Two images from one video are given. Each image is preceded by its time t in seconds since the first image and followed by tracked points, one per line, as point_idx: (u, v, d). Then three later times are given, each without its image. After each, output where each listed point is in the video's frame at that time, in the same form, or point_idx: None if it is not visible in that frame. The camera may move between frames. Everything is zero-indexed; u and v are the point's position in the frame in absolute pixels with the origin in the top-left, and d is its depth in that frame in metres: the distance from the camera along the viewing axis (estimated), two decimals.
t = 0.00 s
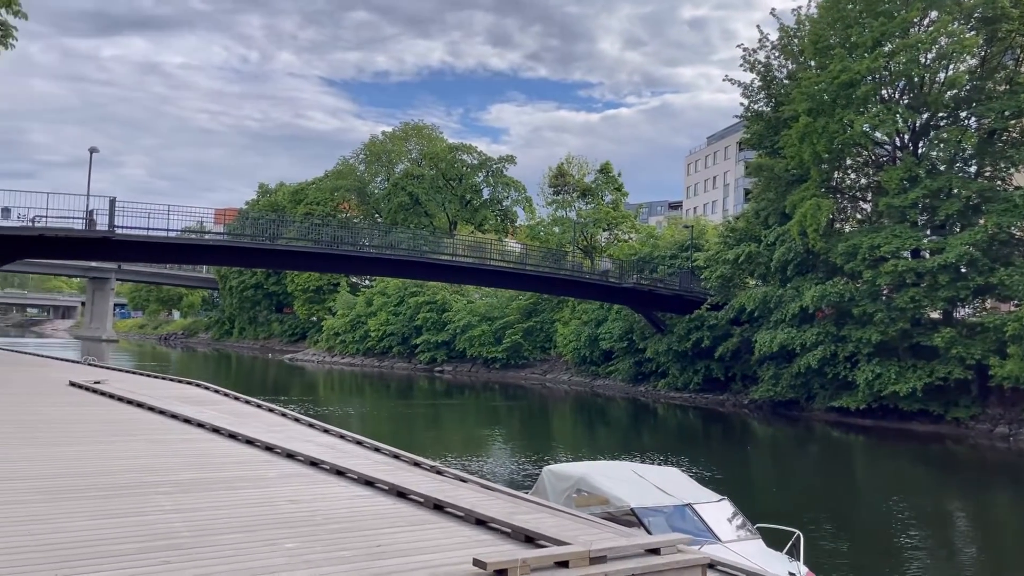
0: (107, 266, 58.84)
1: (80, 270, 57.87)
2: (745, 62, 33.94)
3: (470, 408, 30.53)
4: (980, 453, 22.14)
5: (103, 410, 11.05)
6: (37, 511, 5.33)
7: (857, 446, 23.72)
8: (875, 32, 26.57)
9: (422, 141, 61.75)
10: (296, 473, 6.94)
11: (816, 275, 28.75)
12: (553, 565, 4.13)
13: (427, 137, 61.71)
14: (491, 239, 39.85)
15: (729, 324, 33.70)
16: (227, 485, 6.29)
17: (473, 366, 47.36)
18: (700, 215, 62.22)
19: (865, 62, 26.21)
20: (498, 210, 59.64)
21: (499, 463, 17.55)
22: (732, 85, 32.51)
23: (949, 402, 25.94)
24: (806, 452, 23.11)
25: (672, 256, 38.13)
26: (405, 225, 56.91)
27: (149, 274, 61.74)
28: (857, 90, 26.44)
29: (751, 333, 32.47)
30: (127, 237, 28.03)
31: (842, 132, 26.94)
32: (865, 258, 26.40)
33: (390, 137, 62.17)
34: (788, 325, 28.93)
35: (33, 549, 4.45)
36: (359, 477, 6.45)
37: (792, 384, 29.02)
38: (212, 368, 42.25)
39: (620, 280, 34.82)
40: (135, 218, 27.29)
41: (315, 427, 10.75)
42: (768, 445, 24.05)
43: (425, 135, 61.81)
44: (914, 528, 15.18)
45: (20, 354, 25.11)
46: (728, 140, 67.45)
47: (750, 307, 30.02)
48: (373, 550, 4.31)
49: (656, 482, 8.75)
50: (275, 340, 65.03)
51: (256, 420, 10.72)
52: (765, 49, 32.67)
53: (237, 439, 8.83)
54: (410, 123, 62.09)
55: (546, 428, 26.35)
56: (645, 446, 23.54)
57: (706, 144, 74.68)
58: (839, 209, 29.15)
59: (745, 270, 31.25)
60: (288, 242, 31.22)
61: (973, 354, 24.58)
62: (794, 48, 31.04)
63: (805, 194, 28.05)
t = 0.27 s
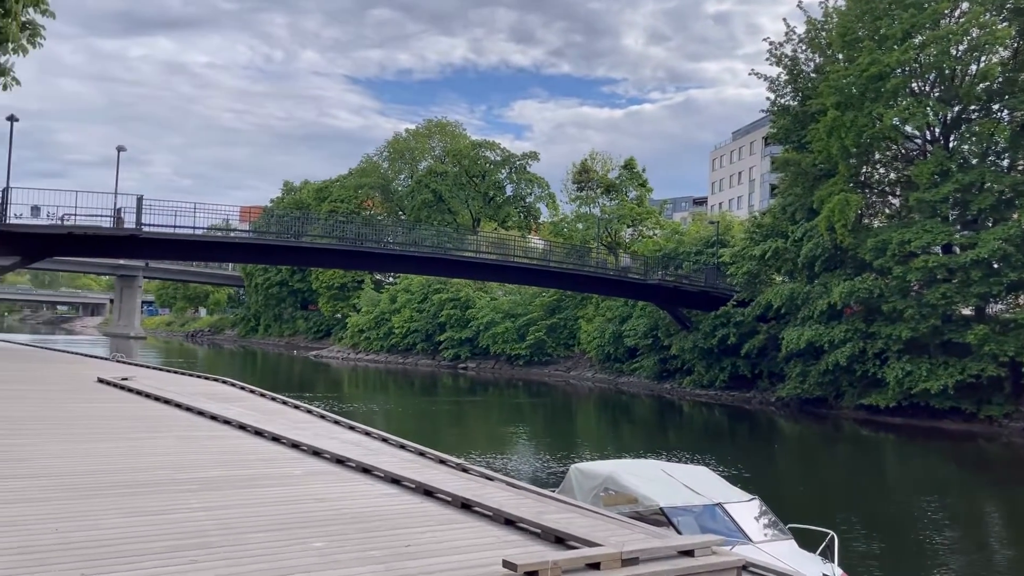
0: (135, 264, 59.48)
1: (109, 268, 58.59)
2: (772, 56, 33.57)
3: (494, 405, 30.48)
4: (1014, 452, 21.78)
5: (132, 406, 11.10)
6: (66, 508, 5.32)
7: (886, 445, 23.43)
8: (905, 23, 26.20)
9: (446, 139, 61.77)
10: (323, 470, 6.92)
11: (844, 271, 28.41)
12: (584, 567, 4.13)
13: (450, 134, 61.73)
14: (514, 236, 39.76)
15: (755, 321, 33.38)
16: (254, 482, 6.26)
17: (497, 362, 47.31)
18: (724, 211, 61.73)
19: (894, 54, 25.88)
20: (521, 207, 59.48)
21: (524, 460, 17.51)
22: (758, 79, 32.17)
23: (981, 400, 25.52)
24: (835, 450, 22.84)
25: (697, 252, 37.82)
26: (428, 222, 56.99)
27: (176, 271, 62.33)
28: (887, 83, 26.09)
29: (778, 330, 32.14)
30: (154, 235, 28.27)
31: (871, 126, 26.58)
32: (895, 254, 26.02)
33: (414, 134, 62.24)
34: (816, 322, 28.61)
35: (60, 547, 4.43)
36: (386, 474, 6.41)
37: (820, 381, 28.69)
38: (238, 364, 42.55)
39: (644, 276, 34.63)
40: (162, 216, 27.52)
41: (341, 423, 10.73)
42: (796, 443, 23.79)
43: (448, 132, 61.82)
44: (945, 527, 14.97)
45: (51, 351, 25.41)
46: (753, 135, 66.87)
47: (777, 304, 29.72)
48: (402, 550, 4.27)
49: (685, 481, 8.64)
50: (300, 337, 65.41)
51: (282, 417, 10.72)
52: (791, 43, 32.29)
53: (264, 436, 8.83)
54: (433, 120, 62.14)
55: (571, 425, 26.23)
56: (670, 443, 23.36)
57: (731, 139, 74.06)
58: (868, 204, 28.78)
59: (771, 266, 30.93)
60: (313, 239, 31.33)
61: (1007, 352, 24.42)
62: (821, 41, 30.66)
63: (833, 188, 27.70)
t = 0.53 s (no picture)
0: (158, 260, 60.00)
1: (133, 264, 59.15)
2: (795, 50, 33.24)
3: (514, 402, 30.43)
4: None
5: (155, 402, 11.15)
6: (90, 506, 5.32)
7: (912, 443, 23.17)
8: (932, 16, 25.90)
9: (466, 135, 61.77)
10: (344, 468, 6.90)
11: (869, 267, 28.09)
12: (610, 569, 4.17)
13: (471, 131, 61.68)
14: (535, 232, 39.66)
15: (778, 317, 33.12)
16: (276, 480, 6.25)
17: (517, 359, 47.26)
18: (746, 207, 61.30)
19: (921, 47, 25.58)
20: (541, 203, 59.37)
21: (545, 457, 17.48)
22: (781, 73, 31.85)
23: (1010, 398, 25.16)
24: (859, 448, 22.60)
25: (719, 248, 37.56)
26: (448, 218, 57.04)
27: (199, 268, 62.78)
28: (913, 76, 25.79)
29: (801, 327, 31.83)
30: (177, 232, 28.46)
31: (897, 120, 26.26)
32: (920, 250, 25.67)
33: (434, 130, 62.25)
34: (840, 318, 28.32)
35: (83, 546, 4.42)
36: (407, 473, 6.37)
37: (844, 378, 28.43)
38: (260, 360, 42.81)
39: (666, 273, 34.46)
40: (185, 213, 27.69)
41: (362, 420, 10.72)
42: (819, 441, 23.56)
43: (468, 128, 61.76)
44: (970, 527, 14.77)
45: (76, 347, 25.66)
46: (775, 130, 66.33)
47: (800, 300, 29.45)
48: (424, 551, 4.25)
49: (710, 480, 8.55)
50: (321, 333, 65.73)
51: (303, 414, 10.73)
52: (815, 37, 31.95)
53: (285, 433, 8.82)
54: (454, 117, 62.14)
55: (591, 422, 26.15)
56: (692, 441, 23.21)
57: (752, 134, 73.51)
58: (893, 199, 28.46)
59: (795, 262, 30.63)
60: (334, 236, 31.41)
61: None
62: (846, 35, 30.33)
63: (858, 184, 27.39)
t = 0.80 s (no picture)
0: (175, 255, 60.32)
1: (150, 259, 59.52)
2: (814, 43, 32.93)
3: (529, 397, 30.39)
4: None
5: (171, 396, 11.16)
6: (106, 501, 5.30)
7: (932, 440, 22.97)
8: (954, 8, 25.64)
9: (481, 130, 61.67)
10: (359, 463, 6.87)
11: (888, 262, 27.83)
12: (629, 568, 4.14)
13: (486, 125, 61.61)
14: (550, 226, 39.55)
15: (796, 313, 32.89)
16: (292, 475, 6.22)
17: (532, 354, 47.19)
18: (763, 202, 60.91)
19: (942, 40, 25.34)
20: (557, 198, 59.22)
21: (560, 453, 17.43)
22: (799, 66, 31.55)
23: None
24: (879, 445, 22.42)
25: (736, 244, 37.32)
26: (463, 213, 57.01)
27: (215, 262, 63.07)
28: (934, 69, 25.52)
29: (819, 322, 31.59)
30: (194, 226, 28.58)
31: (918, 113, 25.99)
32: (941, 245, 25.39)
33: (449, 125, 62.16)
34: (859, 314, 28.09)
35: (98, 542, 4.39)
36: (423, 469, 6.34)
37: (862, 374, 28.19)
38: (275, 355, 42.98)
39: (682, 267, 34.28)
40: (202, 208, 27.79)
41: (377, 415, 10.69)
42: (837, 438, 23.37)
43: (484, 123, 61.70)
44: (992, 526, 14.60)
45: (94, 341, 25.83)
46: (793, 125, 65.82)
47: (818, 295, 29.21)
48: (440, 549, 4.23)
49: (729, 478, 8.46)
50: (337, 328, 65.93)
51: (318, 409, 10.71)
52: (834, 30, 31.66)
53: (301, 428, 8.80)
54: (469, 112, 62.05)
55: (607, 417, 26.08)
56: (708, 437, 23.10)
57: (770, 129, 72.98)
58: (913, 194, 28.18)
59: (812, 257, 30.40)
60: (350, 231, 31.42)
61: None
62: (865, 27, 30.00)
63: (877, 178, 27.14)
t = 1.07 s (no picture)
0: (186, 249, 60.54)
1: (162, 253, 59.77)
2: (826, 38, 32.76)
3: (538, 393, 30.40)
4: None
5: (183, 390, 11.19)
6: (120, 494, 5.31)
7: (943, 437, 22.88)
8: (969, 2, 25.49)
9: (491, 125, 61.60)
10: (370, 457, 6.86)
11: (901, 259, 27.68)
12: (643, 564, 4.18)
13: (497, 121, 61.52)
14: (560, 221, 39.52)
15: (806, 310, 32.79)
16: (304, 470, 6.22)
17: (542, 350, 47.17)
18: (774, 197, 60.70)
19: (957, 34, 25.16)
20: (567, 193, 59.16)
21: (569, 448, 17.45)
22: (812, 61, 31.37)
23: None
24: (889, 442, 22.33)
25: (747, 240, 37.19)
26: (473, 208, 56.98)
27: (226, 257, 63.24)
28: (948, 64, 25.39)
29: (830, 319, 31.47)
30: (205, 221, 28.65)
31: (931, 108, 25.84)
32: (954, 242, 25.24)
33: (459, 120, 62.09)
34: (870, 310, 27.96)
35: (112, 535, 4.40)
36: (436, 464, 6.34)
37: (873, 371, 28.07)
38: (285, 349, 43.10)
39: (693, 263, 34.20)
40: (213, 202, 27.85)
41: (388, 409, 10.69)
42: (848, 435, 23.29)
43: (494, 118, 61.60)
44: (1003, 524, 14.51)
45: (106, 335, 25.94)
46: (804, 121, 65.53)
47: (829, 292, 29.08)
48: (453, 544, 4.24)
49: (741, 474, 8.44)
50: (347, 323, 66.10)
51: (329, 403, 10.73)
52: (847, 24, 31.45)
53: (312, 422, 8.81)
54: (480, 107, 61.98)
55: (616, 413, 26.05)
56: (717, 433, 23.07)
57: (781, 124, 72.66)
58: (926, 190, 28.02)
59: (824, 254, 30.25)
60: (359, 225, 31.42)
61: None
62: (879, 22, 29.80)
63: (890, 174, 27.00)
